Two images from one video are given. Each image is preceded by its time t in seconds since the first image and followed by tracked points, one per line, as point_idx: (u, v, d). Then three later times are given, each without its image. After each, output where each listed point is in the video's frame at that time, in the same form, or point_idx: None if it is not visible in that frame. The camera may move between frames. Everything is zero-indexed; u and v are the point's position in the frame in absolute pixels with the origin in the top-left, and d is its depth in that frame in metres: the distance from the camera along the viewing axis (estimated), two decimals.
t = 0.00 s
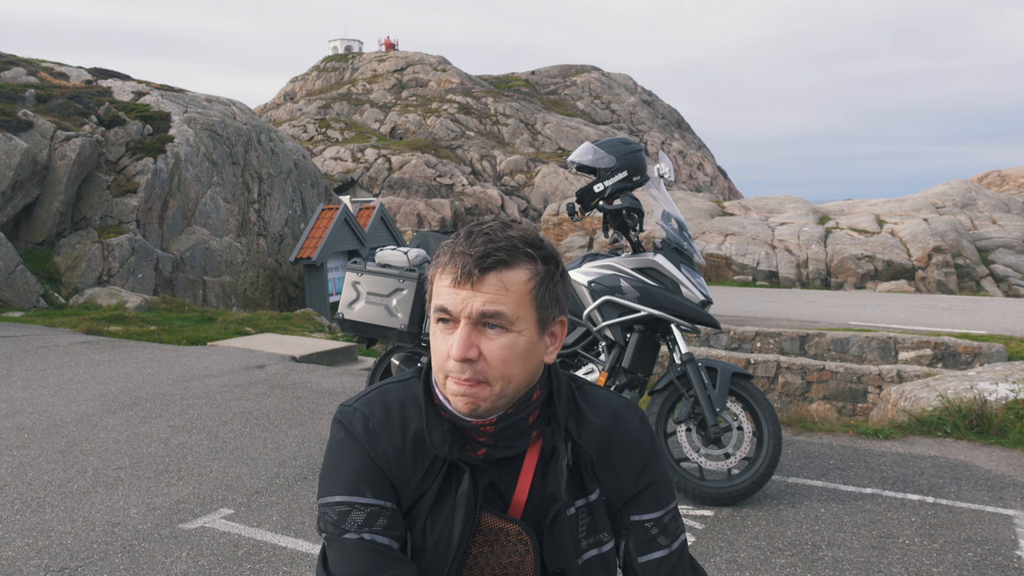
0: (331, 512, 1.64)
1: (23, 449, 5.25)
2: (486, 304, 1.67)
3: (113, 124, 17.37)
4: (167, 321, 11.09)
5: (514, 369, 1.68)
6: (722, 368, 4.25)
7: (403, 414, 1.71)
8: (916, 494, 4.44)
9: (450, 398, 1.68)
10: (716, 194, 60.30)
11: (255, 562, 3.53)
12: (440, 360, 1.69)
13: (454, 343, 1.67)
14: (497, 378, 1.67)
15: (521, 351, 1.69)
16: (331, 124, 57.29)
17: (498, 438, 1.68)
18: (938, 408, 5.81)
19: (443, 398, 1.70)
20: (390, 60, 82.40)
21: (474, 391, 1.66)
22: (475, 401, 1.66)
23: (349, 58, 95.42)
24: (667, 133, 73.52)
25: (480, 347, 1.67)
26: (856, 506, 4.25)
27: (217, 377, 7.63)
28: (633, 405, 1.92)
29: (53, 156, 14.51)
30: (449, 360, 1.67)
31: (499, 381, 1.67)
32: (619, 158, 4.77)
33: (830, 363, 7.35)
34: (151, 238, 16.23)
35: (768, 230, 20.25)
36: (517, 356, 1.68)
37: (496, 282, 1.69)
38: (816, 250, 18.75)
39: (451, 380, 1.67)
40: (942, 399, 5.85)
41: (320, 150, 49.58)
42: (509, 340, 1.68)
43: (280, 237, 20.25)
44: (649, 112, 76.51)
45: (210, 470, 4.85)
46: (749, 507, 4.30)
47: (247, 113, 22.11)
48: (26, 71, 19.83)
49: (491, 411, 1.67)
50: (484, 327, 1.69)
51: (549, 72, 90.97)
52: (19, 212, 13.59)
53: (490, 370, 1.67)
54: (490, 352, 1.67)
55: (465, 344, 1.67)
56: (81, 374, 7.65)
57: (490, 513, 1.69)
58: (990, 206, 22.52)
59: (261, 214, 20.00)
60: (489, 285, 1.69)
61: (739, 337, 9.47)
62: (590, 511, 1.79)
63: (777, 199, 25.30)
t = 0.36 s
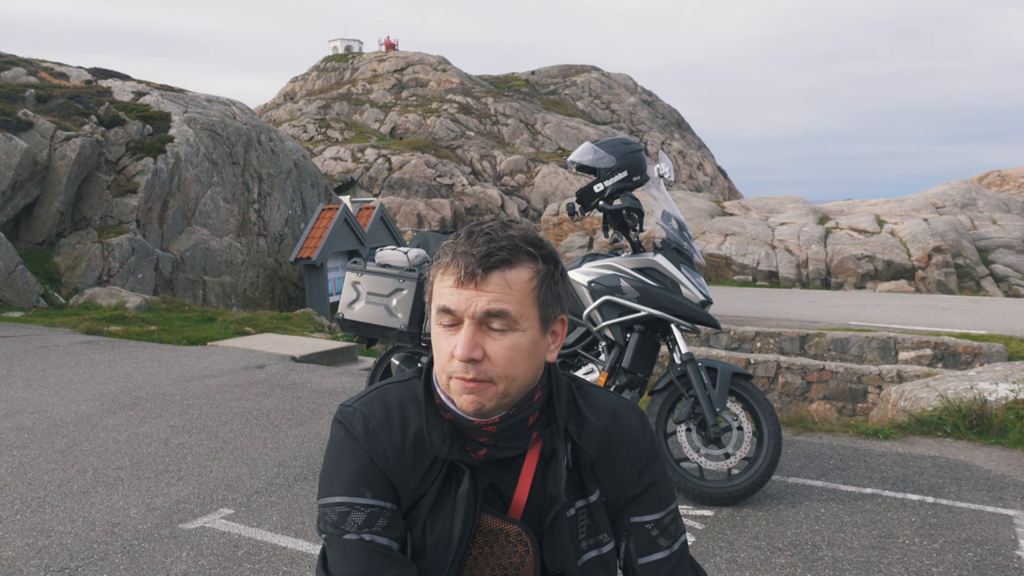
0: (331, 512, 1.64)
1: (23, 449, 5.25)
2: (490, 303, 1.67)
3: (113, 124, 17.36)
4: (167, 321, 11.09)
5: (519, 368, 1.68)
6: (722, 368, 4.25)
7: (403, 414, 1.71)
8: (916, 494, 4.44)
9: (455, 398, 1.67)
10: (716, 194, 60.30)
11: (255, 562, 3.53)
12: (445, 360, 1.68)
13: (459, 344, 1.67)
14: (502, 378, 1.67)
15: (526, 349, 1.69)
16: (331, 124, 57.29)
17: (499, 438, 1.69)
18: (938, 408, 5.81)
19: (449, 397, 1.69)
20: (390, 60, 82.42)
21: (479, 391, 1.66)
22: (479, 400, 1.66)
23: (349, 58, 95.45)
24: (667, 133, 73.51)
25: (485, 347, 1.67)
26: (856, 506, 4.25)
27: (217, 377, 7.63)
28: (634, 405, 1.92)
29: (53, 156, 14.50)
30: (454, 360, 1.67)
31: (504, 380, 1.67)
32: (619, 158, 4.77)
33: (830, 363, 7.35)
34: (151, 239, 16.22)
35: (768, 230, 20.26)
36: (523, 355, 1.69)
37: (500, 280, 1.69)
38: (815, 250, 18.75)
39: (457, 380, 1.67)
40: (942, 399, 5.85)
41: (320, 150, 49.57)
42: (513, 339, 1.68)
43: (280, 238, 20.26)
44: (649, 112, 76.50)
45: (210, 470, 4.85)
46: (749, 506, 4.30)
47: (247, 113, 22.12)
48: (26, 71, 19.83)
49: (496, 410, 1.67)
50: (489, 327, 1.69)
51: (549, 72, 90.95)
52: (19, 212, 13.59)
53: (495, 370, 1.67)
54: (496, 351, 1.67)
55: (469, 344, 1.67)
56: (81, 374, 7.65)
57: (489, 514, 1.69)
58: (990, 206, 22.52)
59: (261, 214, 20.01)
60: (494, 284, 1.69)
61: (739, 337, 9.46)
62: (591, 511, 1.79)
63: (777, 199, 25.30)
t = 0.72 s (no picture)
0: (334, 512, 1.64)
1: (23, 449, 5.25)
2: (520, 300, 1.68)
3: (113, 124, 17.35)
4: (167, 320, 11.09)
5: (549, 362, 1.70)
6: (722, 368, 4.25)
7: (405, 414, 1.71)
8: (916, 494, 4.44)
9: (488, 396, 1.67)
10: (716, 194, 60.31)
11: (255, 562, 3.53)
12: (473, 361, 1.67)
13: (491, 343, 1.67)
14: (533, 372, 1.69)
15: (552, 343, 1.73)
16: (331, 124, 57.29)
17: (508, 436, 1.68)
18: (938, 408, 5.81)
19: (475, 398, 1.69)
20: (390, 60, 82.39)
21: (514, 387, 1.67)
22: (514, 398, 1.66)
23: (348, 58, 95.47)
24: (667, 133, 73.53)
25: (517, 343, 1.68)
26: (856, 506, 4.25)
27: (217, 377, 7.63)
28: (633, 404, 1.92)
29: (52, 156, 14.50)
30: (486, 360, 1.66)
31: (536, 374, 1.69)
32: (619, 158, 4.77)
33: (830, 363, 7.35)
34: (151, 238, 16.22)
35: (768, 230, 20.25)
36: (550, 348, 1.72)
37: (526, 277, 1.71)
38: (816, 250, 18.75)
39: (490, 377, 1.67)
40: (942, 399, 5.85)
41: (321, 150, 49.56)
42: (542, 333, 1.71)
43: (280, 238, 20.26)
44: (649, 113, 76.52)
45: (210, 470, 4.85)
46: (749, 506, 4.30)
47: (247, 113, 22.12)
48: (26, 71, 19.83)
49: (527, 405, 1.68)
50: (517, 322, 1.70)
51: (549, 72, 90.94)
52: (19, 212, 13.59)
53: (527, 365, 1.68)
54: (528, 346, 1.68)
55: (501, 342, 1.67)
56: (81, 374, 7.65)
57: (494, 513, 1.68)
58: (990, 206, 22.52)
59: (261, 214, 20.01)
60: (520, 280, 1.70)
61: (739, 337, 9.46)
62: (593, 510, 1.79)
63: (777, 199, 25.30)
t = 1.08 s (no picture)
0: (343, 519, 1.57)
1: (23, 449, 5.25)
2: (522, 304, 1.66)
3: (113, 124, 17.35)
4: (167, 321, 11.09)
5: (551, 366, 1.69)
6: (722, 368, 4.25)
7: (407, 419, 1.67)
8: (916, 494, 4.44)
9: (490, 401, 1.65)
10: (716, 194, 60.32)
11: (255, 562, 3.53)
12: (476, 367, 1.66)
13: (494, 349, 1.65)
14: (536, 377, 1.68)
15: (555, 347, 1.71)
16: (331, 124, 57.29)
17: (509, 439, 1.68)
18: (938, 408, 5.81)
19: (477, 403, 1.67)
20: (390, 60, 82.44)
21: (516, 392, 1.66)
22: (517, 404, 1.65)
23: (349, 58, 95.53)
24: (667, 133, 73.53)
25: (519, 347, 1.66)
26: (856, 506, 4.25)
27: (217, 377, 7.64)
28: (632, 404, 1.92)
29: (53, 156, 14.50)
30: (489, 366, 1.64)
31: (538, 380, 1.68)
32: (619, 158, 4.77)
33: (830, 363, 7.35)
34: (151, 238, 16.22)
35: (768, 230, 20.25)
36: (552, 352, 1.70)
37: (526, 281, 1.70)
38: (816, 250, 18.75)
39: (493, 383, 1.65)
40: (942, 399, 5.85)
41: (321, 150, 49.57)
42: (544, 337, 1.69)
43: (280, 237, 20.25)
44: (649, 112, 76.54)
45: (210, 470, 4.85)
46: (749, 507, 4.30)
47: (247, 113, 22.12)
48: (26, 71, 19.83)
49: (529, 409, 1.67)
50: (518, 327, 1.68)
51: (549, 72, 90.94)
52: (19, 212, 13.59)
53: (529, 370, 1.66)
54: (529, 351, 1.67)
55: (504, 346, 1.65)
56: (81, 374, 7.65)
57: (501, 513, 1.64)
58: (990, 206, 22.52)
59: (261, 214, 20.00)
60: (521, 285, 1.69)
61: (739, 337, 9.46)
62: (593, 510, 1.75)
63: (777, 199, 25.30)
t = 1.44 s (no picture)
0: (340, 520, 1.54)
1: (23, 449, 5.25)
2: (541, 304, 1.62)
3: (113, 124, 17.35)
4: (167, 321, 11.09)
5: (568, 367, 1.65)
6: (721, 368, 4.25)
7: (402, 419, 1.63)
8: (916, 494, 4.44)
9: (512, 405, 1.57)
10: (716, 194, 60.33)
11: (255, 562, 3.53)
12: (497, 370, 1.58)
13: (516, 351, 1.59)
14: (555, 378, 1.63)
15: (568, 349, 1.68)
16: (331, 124, 57.31)
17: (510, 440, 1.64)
18: (938, 408, 5.81)
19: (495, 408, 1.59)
20: (390, 60, 82.42)
21: (537, 395, 1.59)
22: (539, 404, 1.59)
23: (349, 58, 95.56)
24: (667, 133, 73.54)
25: (538, 349, 1.61)
26: (856, 506, 4.25)
27: (217, 377, 7.64)
28: (627, 403, 1.92)
29: (52, 156, 14.50)
30: (511, 369, 1.58)
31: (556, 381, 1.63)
32: (619, 158, 4.77)
33: (829, 363, 7.35)
34: (151, 238, 16.22)
35: (768, 230, 20.25)
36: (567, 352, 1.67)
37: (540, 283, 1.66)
38: (815, 250, 18.75)
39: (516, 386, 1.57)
40: (942, 399, 5.85)
41: (320, 150, 49.57)
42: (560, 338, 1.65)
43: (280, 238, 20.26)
44: (649, 113, 76.57)
45: (210, 470, 4.85)
46: (749, 507, 4.30)
47: (247, 113, 22.13)
48: (26, 71, 19.84)
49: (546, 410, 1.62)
50: (535, 327, 1.63)
51: (548, 72, 90.88)
52: (19, 212, 13.59)
53: (549, 372, 1.61)
54: (548, 351, 1.62)
55: (526, 347, 1.59)
56: (81, 374, 7.65)
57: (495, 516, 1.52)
58: (990, 206, 22.52)
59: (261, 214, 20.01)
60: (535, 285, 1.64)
61: (739, 337, 9.46)
62: (591, 510, 1.74)
63: (776, 198, 25.29)
